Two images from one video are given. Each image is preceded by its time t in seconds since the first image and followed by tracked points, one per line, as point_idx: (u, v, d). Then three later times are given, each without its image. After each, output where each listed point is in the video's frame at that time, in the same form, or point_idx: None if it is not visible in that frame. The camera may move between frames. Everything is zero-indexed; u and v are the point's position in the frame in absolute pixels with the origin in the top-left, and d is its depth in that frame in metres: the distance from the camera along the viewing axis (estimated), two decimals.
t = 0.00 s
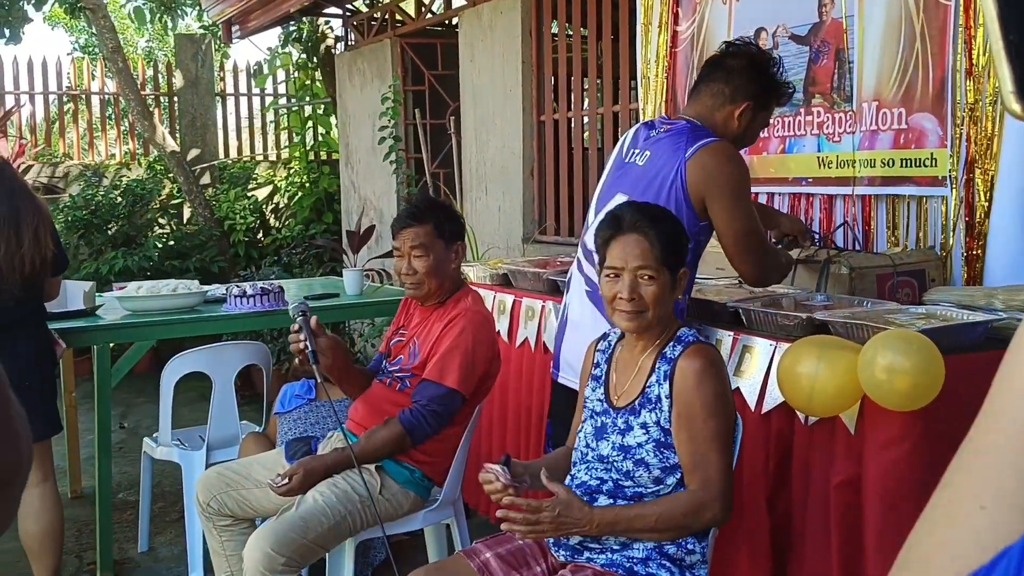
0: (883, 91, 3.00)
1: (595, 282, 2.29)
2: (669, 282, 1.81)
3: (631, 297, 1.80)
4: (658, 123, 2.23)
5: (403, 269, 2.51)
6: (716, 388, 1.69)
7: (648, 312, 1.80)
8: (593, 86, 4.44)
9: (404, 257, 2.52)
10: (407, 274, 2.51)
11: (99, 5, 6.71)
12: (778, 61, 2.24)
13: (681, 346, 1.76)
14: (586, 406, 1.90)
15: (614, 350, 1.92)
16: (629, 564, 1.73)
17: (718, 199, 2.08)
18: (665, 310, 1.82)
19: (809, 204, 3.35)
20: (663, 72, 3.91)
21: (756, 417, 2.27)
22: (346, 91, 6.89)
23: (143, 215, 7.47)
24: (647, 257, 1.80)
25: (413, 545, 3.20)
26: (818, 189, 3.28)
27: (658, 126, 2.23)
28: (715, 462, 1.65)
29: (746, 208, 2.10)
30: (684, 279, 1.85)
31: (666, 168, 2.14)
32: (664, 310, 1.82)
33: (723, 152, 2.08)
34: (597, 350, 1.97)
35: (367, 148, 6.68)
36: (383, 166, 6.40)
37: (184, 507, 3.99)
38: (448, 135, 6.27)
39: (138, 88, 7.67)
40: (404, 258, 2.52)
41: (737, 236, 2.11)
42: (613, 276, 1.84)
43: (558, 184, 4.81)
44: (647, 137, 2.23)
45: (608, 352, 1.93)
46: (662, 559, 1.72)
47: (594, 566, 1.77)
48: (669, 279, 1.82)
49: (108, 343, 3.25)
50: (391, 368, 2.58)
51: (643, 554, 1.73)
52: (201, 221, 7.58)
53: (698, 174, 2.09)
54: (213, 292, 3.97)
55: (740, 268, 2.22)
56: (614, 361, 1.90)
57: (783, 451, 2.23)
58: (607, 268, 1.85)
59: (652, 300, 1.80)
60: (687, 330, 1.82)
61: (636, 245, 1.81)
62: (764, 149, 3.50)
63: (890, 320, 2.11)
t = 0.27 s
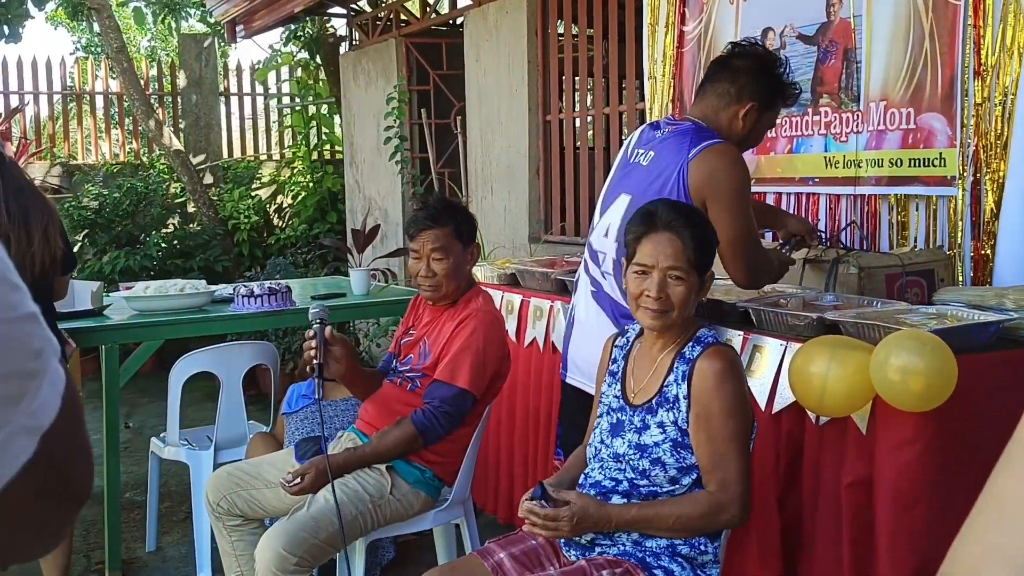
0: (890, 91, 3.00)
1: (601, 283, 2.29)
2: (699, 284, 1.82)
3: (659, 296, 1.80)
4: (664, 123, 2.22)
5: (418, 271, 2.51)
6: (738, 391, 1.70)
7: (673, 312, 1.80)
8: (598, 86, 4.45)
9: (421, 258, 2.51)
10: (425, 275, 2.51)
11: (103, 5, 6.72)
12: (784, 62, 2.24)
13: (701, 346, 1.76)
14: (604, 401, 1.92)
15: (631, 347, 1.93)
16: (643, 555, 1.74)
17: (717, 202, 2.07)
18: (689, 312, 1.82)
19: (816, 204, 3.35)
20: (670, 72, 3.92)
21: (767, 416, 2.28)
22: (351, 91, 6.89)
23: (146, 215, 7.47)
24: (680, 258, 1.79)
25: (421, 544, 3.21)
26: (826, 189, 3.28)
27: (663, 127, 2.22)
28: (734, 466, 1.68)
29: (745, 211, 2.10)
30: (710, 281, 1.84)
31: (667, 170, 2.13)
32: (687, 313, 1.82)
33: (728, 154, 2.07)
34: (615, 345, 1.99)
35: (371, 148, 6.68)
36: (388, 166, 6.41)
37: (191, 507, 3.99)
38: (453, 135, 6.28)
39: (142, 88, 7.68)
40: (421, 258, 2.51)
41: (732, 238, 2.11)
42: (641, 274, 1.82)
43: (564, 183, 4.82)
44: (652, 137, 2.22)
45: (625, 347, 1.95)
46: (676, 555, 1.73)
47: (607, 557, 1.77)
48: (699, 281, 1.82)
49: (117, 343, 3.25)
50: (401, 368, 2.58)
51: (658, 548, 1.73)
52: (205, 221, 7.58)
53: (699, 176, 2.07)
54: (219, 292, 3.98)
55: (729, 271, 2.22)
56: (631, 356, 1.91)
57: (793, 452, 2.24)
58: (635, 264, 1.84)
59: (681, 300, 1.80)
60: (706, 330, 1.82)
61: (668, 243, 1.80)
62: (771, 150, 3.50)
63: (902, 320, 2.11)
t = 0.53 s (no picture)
0: (888, 83, 3.00)
1: (594, 277, 2.29)
2: (699, 282, 1.82)
3: (660, 293, 1.80)
4: (657, 119, 2.22)
5: (422, 271, 2.52)
6: (735, 385, 1.70)
7: (675, 309, 1.80)
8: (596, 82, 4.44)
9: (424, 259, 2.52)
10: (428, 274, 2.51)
11: (101, 5, 6.71)
12: (778, 59, 2.25)
13: (701, 342, 1.76)
14: (607, 394, 1.93)
15: (634, 341, 1.95)
16: (643, 555, 1.73)
17: (710, 197, 2.08)
18: (689, 312, 1.82)
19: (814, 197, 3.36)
20: (669, 67, 3.92)
21: (766, 409, 2.29)
22: (349, 89, 6.88)
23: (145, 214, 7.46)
24: (681, 254, 1.80)
25: (422, 540, 3.21)
26: (824, 182, 3.28)
27: (655, 122, 2.21)
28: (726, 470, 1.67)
29: (736, 206, 2.09)
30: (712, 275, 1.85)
31: (659, 166, 2.12)
32: (688, 311, 1.82)
33: (717, 150, 2.07)
34: (618, 339, 2.00)
35: (370, 145, 6.68)
36: (387, 163, 6.41)
37: (192, 506, 3.98)
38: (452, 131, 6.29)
39: (140, 88, 7.67)
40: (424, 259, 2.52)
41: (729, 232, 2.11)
42: (643, 271, 1.82)
43: (563, 179, 4.82)
44: (645, 132, 2.22)
45: (629, 342, 1.96)
46: (675, 552, 1.73)
47: (606, 557, 1.76)
48: (699, 279, 1.82)
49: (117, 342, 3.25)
50: (404, 364, 2.59)
51: (657, 546, 1.73)
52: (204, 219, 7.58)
53: (687, 175, 2.07)
54: (220, 290, 3.98)
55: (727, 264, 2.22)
56: (633, 351, 1.93)
57: (794, 444, 2.26)
58: (636, 261, 1.84)
59: (682, 299, 1.80)
60: (706, 325, 1.81)
61: (669, 241, 1.80)
62: (770, 143, 3.50)
63: (901, 311, 2.12)
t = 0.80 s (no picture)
0: (854, 80, 3.05)
1: (568, 274, 2.31)
2: (679, 271, 1.87)
3: (646, 279, 1.84)
4: (625, 117, 2.25)
5: (396, 271, 2.52)
6: (714, 372, 1.74)
7: (661, 295, 1.84)
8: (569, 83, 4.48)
9: (399, 258, 2.53)
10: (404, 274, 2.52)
11: (70, 12, 6.64)
12: (741, 55, 2.29)
13: (678, 332, 1.78)
14: (584, 388, 1.95)
15: (609, 336, 1.97)
16: (618, 546, 1.74)
17: (682, 192, 2.10)
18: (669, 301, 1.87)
19: (784, 194, 3.41)
20: (639, 67, 3.96)
21: (740, 402, 2.32)
22: (322, 94, 6.87)
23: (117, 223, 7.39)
24: (666, 239, 1.86)
25: (403, 541, 3.22)
26: (794, 178, 3.33)
27: (623, 120, 2.24)
28: (706, 452, 1.70)
29: (707, 200, 2.13)
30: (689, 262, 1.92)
31: (628, 162, 2.14)
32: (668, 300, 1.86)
33: (685, 146, 2.10)
34: (593, 333, 2.03)
35: (345, 150, 6.67)
36: (362, 168, 6.41)
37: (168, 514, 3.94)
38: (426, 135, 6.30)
39: (110, 95, 7.60)
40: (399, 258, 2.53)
41: (701, 224, 2.14)
42: (630, 258, 1.87)
43: (538, 181, 4.86)
44: (614, 130, 2.24)
45: (604, 337, 1.99)
46: (651, 543, 1.75)
47: (582, 548, 1.77)
48: (679, 268, 1.88)
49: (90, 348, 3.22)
50: (381, 365, 2.60)
51: (632, 537, 1.75)
52: (177, 227, 7.52)
53: (659, 170, 2.09)
54: (193, 295, 3.96)
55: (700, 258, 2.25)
56: (608, 345, 1.95)
57: (767, 435, 2.29)
58: (622, 248, 1.88)
59: (665, 285, 1.85)
60: (683, 317, 1.85)
61: (655, 229, 1.86)
62: (740, 141, 3.54)
63: (869, 302, 2.16)
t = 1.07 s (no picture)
0: (833, 85, 3.08)
1: (552, 281, 2.31)
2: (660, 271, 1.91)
3: (632, 274, 1.86)
4: (606, 123, 2.24)
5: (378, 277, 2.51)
6: (699, 369, 1.76)
7: (647, 291, 1.87)
8: (549, 90, 4.49)
9: (382, 262, 2.53)
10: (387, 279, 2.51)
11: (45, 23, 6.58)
12: (722, 62, 2.30)
13: (659, 331, 1.81)
14: (562, 396, 1.95)
15: (585, 342, 1.97)
16: (610, 554, 1.72)
17: (665, 198, 2.10)
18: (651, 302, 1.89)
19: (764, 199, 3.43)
20: (619, 74, 3.97)
21: (724, 406, 2.33)
22: (301, 103, 6.85)
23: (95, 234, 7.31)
24: (651, 236, 1.90)
25: (389, 551, 3.20)
26: (774, 183, 3.35)
27: (605, 126, 2.24)
28: (694, 443, 1.73)
29: (688, 205, 2.14)
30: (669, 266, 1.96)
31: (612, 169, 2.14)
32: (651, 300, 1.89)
33: (668, 152, 2.10)
34: (568, 341, 2.02)
35: (325, 159, 6.64)
36: (343, 176, 6.40)
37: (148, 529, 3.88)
38: (407, 144, 6.30)
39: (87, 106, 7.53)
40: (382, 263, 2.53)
41: (680, 233, 2.15)
42: (615, 254, 1.89)
43: (519, 188, 4.86)
44: (596, 136, 2.24)
45: (580, 342, 1.98)
46: (642, 549, 1.74)
47: (572, 558, 1.74)
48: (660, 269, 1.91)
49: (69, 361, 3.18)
50: (364, 374, 2.58)
51: (623, 544, 1.74)
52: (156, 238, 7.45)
53: (641, 176, 2.09)
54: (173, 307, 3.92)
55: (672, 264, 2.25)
56: (586, 350, 1.95)
57: (752, 438, 2.30)
58: (607, 243, 1.91)
59: (650, 283, 1.88)
60: (663, 317, 1.87)
61: (640, 226, 1.91)
62: (720, 147, 3.56)
63: (851, 305, 2.17)
